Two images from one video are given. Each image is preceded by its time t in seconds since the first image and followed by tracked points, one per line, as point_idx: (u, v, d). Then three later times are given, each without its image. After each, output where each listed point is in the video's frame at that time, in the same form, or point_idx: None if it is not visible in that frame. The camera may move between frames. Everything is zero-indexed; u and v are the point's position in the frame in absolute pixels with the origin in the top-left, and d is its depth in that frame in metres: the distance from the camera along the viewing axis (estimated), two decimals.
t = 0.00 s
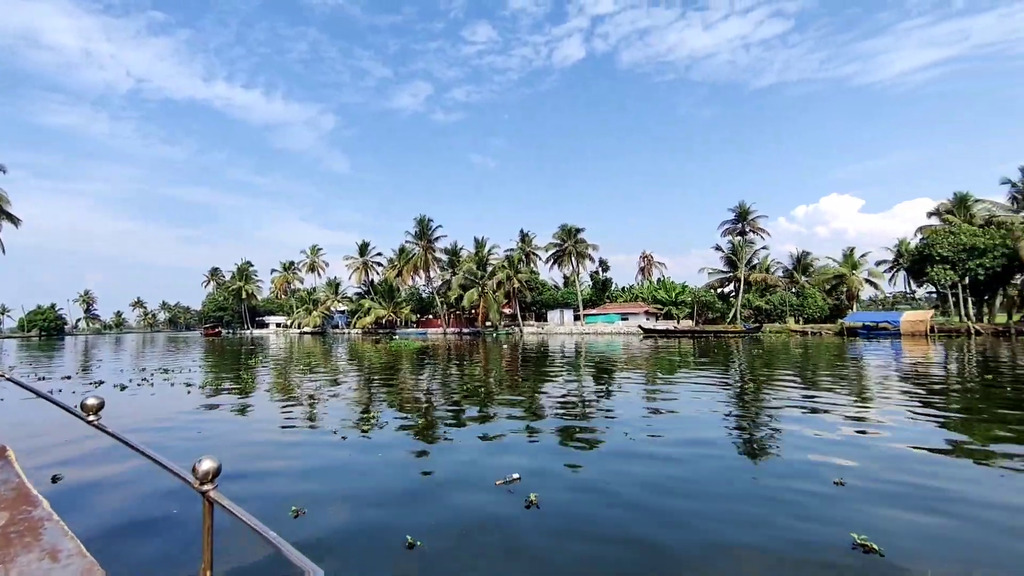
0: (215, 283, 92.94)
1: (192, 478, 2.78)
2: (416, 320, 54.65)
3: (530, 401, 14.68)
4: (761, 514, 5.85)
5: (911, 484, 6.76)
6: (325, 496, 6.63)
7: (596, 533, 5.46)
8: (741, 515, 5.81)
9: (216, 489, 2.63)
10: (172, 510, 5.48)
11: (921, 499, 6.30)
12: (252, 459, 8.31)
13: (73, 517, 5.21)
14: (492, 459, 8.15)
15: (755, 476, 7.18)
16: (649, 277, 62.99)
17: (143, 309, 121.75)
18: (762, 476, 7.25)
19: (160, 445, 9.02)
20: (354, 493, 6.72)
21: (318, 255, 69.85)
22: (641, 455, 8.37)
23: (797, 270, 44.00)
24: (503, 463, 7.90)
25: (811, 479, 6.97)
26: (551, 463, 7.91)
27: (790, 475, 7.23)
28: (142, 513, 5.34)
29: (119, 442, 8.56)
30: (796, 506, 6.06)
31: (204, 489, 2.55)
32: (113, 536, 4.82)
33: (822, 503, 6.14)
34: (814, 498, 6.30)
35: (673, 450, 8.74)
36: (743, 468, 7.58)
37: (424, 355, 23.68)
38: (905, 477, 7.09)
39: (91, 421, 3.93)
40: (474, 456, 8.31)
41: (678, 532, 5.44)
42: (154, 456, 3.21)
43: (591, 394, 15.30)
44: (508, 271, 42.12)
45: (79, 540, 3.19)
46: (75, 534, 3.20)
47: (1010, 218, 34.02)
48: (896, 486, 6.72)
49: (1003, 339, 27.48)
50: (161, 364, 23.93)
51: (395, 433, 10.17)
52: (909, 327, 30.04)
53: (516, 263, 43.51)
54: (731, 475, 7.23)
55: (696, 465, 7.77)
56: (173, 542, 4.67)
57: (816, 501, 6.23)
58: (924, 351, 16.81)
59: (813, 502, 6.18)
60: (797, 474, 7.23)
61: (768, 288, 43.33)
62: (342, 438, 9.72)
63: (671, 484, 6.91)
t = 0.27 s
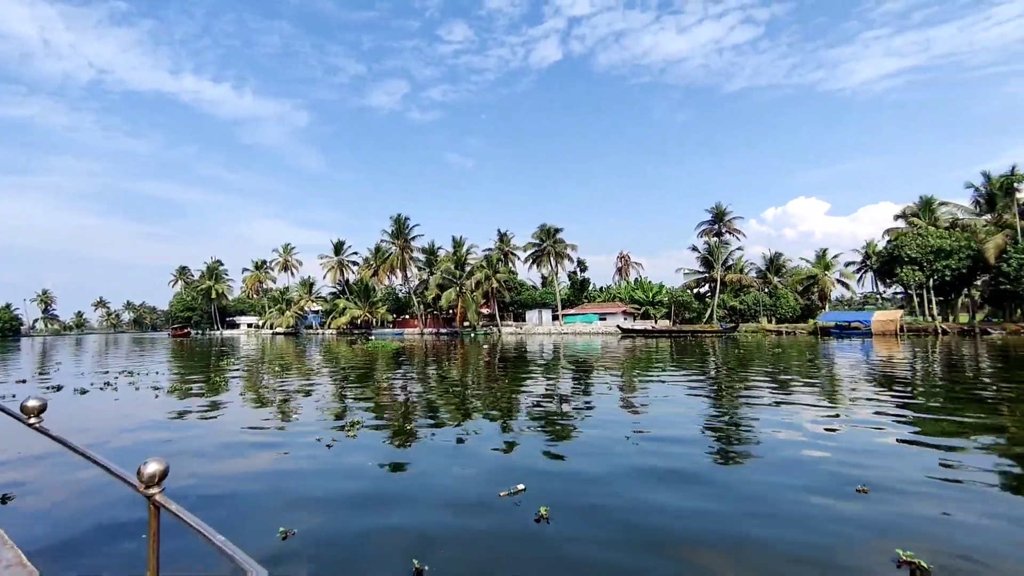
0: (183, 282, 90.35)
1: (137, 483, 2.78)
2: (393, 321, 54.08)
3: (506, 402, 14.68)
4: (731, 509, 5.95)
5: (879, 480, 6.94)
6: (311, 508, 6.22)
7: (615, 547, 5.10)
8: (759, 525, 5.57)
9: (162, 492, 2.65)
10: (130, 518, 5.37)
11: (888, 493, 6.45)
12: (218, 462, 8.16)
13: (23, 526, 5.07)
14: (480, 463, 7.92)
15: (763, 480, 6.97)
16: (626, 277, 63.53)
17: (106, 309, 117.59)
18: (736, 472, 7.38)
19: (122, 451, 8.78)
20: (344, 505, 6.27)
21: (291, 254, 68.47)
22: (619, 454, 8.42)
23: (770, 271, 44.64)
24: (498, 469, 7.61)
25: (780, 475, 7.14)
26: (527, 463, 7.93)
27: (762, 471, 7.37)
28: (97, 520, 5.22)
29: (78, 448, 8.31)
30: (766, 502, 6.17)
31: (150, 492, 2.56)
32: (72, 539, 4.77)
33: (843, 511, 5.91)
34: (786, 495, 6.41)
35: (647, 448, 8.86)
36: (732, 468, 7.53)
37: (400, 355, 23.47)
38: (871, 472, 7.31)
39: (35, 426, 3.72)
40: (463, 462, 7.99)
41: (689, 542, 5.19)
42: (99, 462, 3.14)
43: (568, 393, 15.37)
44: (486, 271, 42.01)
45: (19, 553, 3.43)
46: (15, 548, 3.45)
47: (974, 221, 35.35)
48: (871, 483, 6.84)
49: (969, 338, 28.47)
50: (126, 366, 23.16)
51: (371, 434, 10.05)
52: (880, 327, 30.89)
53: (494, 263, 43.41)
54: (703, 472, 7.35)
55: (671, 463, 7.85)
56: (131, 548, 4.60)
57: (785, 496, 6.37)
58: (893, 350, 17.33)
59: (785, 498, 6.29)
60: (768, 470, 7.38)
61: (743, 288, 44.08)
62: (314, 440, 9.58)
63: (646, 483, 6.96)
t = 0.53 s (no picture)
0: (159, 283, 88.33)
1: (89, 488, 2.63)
2: (376, 322, 53.53)
3: (492, 403, 14.53)
4: (720, 509, 5.89)
5: (866, 477, 6.97)
6: (304, 524, 5.76)
7: (658, 565, 4.66)
8: (791, 535, 5.24)
9: (117, 500, 2.53)
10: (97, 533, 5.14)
11: (879, 492, 6.43)
12: (193, 467, 7.91)
13: None
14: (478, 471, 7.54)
15: (785, 487, 6.65)
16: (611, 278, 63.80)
17: (78, 311, 114.35)
18: (727, 472, 7.30)
19: (93, 457, 8.46)
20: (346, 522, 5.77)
21: (271, 254, 67.33)
22: (608, 456, 8.28)
23: (751, 271, 45.18)
24: (502, 479, 7.19)
25: (768, 473, 7.11)
26: (514, 465, 7.80)
27: (757, 472, 7.26)
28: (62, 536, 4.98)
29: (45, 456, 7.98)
30: (757, 502, 6.11)
31: (102, 501, 2.43)
32: (33, 559, 4.58)
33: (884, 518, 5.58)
34: (778, 495, 6.34)
35: (633, 448, 8.81)
36: (734, 471, 7.33)
37: (384, 357, 23.17)
38: (856, 469, 7.35)
39: None
40: (460, 471, 7.55)
41: (714, 552, 4.88)
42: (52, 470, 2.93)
43: (554, 394, 15.29)
44: (471, 271, 41.83)
45: None
46: None
47: (951, 222, 36.34)
48: (868, 482, 6.77)
49: (948, 337, 29.18)
50: (99, 370, 22.44)
51: (352, 437, 9.81)
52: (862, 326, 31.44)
53: (479, 263, 43.25)
54: (690, 473, 7.30)
55: (659, 464, 7.77)
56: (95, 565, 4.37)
57: (774, 495, 6.33)
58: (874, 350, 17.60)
59: (774, 497, 6.25)
60: (759, 470, 7.34)
61: (726, 288, 44.58)
62: (295, 443, 9.34)
63: (635, 484, 6.88)
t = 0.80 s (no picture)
0: (125, 283, 85.61)
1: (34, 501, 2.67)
2: (352, 322, 52.85)
3: (469, 405, 14.43)
4: (687, 503, 6.05)
5: (827, 469, 7.22)
6: (287, 542, 5.24)
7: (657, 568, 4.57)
8: (815, 546, 4.95)
9: (58, 511, 2.57)
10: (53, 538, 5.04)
11: (844, 485, 6.60)
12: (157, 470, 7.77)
13: None
14: (465, 477, 7.18)
15: (793, 491, 6.41)
16: (589, 278, 64.17)
17: (39, 313, 110.15)
18: (714, 472, 7.21)
19: (52, 463, 8.24)
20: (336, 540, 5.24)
21: (244, 254, 65.83)
22: (592, 457, 8.15)
23: (727, 272, 45.93)
24: (494, 486, 6.81)
25: (743, 470, 7.17)
26: (492, 466, 7.69)
27: (748, 473, 7.12)
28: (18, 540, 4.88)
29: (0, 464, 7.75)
30: (731, 500, 6.14)
31: (44, 511, 2.48)
32: None
33: (909, 524, 5.33)
34: (760, 494, 6.33)
35: (611, 447, 8.82)
36: (732, 474, 7.10)
37: (360, 358, 22.90)
38: (818, 461, 7.62)
39: None
40: (449, 477, 7.16)
41: (685, 544, 5.00)
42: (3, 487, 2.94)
43: (532, 394, 15.33)
44: (450, 272, 41.59)
45: None
46: None
47: (919, 225, 37.61)
48: (856, 481, 6.72)
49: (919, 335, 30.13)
50: (61, 373, 21.67)
51: (328, 440, 9.56)
52: (836, 326, 32.25)
53: (459, 263, 43.03)
54: (663, 469, 7.38)
55: (641, 464, 7.72)
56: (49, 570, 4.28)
57: (746, 491, 6.41)
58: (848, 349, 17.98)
59: (739, 490, 6.44)
60: (738, 468, 7.34)
61: (702, 288, 45.28)
62: (264, 445, 9.20)
63: (608, 481, 6.94)
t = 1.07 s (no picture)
0: (87, 282, 82.51)
1: None
2: (327, 323, 51.96)
3: (447, 406, 14.30)
4: (665, 501, 6.12)
5: (800, 464, 7.39)
6: (274, 559, 4.95)
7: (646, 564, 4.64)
8: (851, 555, 4.68)
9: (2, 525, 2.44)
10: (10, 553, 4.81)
11: (817, 480, 6.77)
12: (121, 479, 7.49)
13: None
14: (460, 489, 6.79)
15: (806, 495, 6.18)
16: (567, 278, 64.42)
17: None
18: (711, 475, 7.03)
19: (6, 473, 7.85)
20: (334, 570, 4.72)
21: (214, 253, 64.11)
22: (583, 460, 7.93)
23: (703, 272, 46.57)
24: (493, 498, 6.43)
25: (718, 468, 7.29)
26: (471, 467, 7.66)
27: (749, 476, 6.93)
28: None
29: None
30: (714, 498, 6.17)
31: None
32: None
33: (909, 520, 5.32)
34: (744, 493, 6.35)
35: (594, 447, 8.71)
36: (737, 477, 6.87)
37: (336, 359, 22.49)
38: (792, 457, 7.78)
39: None
40: (442, 490, 6.74)
41: (670, 542, 5.08)
42: None
43: (511, 394, 15.28)
44: (429, 272, 41.24)
45: None
46: None
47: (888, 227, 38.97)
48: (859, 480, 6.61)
49: (890, 335, 31.02)
50: (19, 377, 20.72)
51: (304, 446, 9.18)
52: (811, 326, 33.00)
53: (437, 263, 42.69)
54: (640, 468, 7.45)
55: (632, 466, 7.55)
56: None
57: (722, 487, 6.53)
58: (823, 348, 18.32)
59: (716, 487, 6.56)
60: (728, 469, 7.25)
61: (679, 288, 45.85)
62: (235, 450, 8.95)
63: (587, 480, 6.99)
